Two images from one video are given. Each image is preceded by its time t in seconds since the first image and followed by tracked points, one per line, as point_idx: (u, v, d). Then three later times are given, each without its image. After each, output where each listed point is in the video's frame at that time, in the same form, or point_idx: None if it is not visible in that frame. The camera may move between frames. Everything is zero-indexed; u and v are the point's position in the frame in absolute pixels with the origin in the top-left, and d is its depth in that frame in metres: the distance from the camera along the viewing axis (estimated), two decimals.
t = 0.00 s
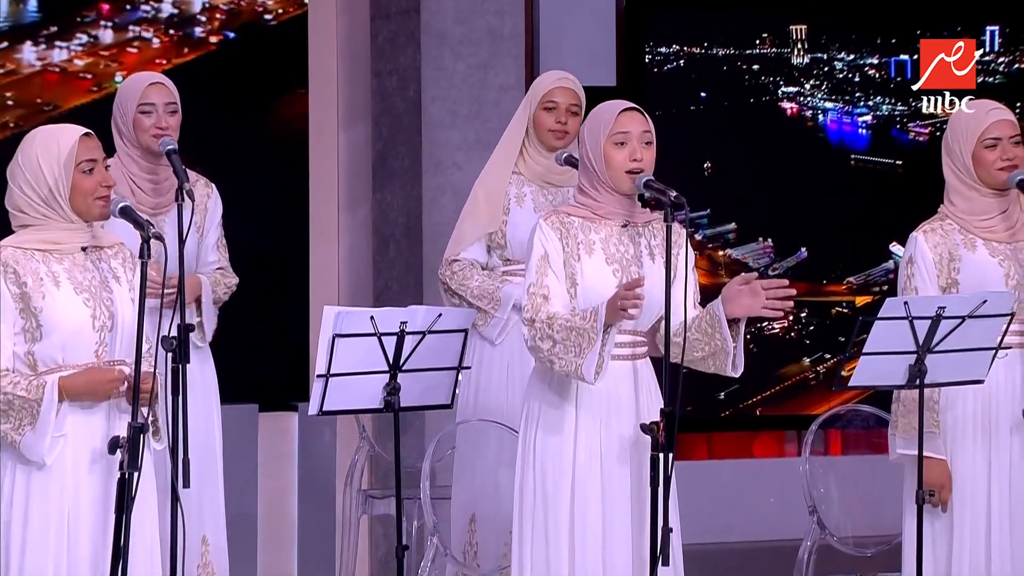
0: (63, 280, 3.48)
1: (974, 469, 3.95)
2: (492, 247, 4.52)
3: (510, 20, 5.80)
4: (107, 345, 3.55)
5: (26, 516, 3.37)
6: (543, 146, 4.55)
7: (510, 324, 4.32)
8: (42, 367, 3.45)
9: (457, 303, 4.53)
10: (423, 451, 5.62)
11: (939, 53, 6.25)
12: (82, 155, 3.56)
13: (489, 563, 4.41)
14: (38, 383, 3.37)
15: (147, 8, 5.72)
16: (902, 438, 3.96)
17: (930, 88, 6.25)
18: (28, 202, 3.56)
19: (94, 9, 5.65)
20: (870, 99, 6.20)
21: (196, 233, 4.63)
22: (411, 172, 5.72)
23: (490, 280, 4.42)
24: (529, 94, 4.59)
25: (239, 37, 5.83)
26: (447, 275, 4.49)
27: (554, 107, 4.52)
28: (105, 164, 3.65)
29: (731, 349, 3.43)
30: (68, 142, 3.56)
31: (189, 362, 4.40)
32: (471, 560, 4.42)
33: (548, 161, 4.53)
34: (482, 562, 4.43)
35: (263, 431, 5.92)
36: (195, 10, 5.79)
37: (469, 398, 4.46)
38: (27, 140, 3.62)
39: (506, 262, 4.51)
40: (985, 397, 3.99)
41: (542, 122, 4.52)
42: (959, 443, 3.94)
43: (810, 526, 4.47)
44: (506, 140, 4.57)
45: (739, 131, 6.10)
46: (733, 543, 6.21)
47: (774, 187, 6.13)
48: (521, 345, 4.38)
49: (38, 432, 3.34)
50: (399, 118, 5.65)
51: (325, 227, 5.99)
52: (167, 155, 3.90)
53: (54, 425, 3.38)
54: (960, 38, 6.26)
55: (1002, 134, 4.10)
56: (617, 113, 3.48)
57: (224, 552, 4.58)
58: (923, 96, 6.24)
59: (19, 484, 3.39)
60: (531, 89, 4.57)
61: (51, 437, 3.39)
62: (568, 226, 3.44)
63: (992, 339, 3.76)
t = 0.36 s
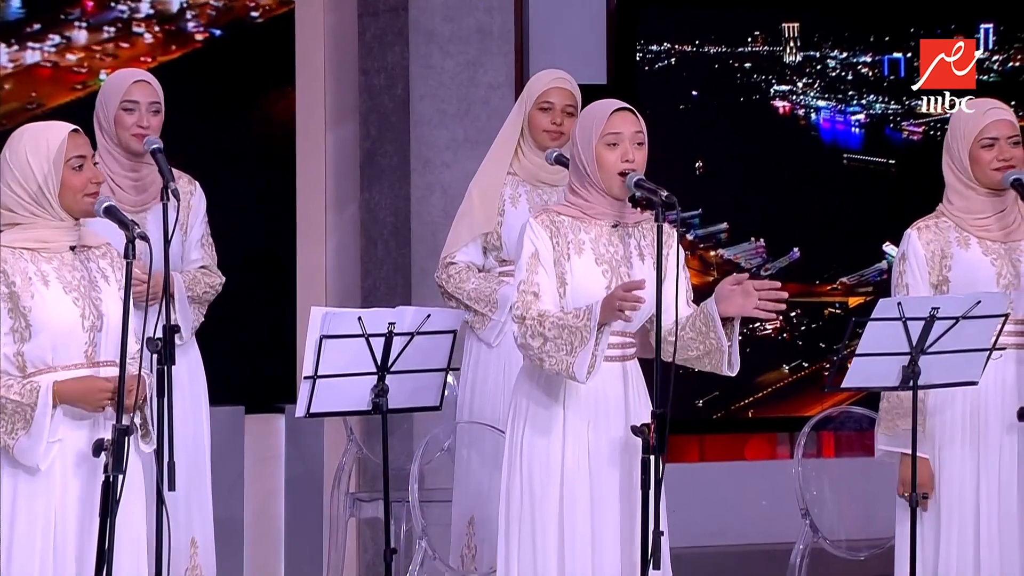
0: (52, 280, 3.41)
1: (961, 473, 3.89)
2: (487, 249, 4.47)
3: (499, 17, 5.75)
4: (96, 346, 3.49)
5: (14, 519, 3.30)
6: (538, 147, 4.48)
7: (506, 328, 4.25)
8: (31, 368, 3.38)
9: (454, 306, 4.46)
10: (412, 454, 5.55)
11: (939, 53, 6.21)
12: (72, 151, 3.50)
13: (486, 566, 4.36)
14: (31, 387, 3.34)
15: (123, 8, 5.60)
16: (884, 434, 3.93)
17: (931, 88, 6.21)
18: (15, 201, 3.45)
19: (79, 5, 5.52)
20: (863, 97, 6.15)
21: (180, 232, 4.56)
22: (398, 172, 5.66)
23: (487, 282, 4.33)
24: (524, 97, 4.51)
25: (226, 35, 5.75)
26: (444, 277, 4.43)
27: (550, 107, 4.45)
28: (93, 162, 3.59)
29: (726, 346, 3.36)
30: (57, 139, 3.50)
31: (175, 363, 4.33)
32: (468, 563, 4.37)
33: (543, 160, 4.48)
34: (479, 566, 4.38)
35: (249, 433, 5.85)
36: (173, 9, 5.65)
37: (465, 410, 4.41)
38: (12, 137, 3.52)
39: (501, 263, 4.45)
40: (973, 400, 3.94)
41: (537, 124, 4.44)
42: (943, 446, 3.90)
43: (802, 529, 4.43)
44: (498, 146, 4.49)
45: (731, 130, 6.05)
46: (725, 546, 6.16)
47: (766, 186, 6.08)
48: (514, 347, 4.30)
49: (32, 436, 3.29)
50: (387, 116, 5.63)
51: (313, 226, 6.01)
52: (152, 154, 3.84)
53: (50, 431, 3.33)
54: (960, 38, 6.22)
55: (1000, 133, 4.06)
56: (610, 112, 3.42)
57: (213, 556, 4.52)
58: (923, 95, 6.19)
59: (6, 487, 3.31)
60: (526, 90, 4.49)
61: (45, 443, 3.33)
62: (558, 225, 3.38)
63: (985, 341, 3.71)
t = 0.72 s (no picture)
0: (42, 281, 3.39)
1: (954, 477, 3.85)
2: (473, 251, 4.40)
3: (488, 15, 5.69)
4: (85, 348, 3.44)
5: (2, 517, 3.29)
6: (524, 147, 4.43)
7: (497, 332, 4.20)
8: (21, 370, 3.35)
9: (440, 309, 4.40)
10: (400, 458, 5.49)
11: (939, 53, 6.18)
12: (63, 149, 3.46)
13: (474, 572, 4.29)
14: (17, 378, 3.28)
15: (99, 9, 5.53)
16: (877, 438, 3.89)
17: (931, 88, 6.17)
18: (8, 201, 3.43)
19: (63, 4, 5.47)
20: (855, 98, 6.11)
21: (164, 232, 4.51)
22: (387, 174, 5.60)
23: (475, 285, 4.29)
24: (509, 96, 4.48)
25: (211, 34, 5.69)
26: (430, 281, 4.35)
27: (537, 108, 4.42)
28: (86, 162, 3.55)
29: (713, 349, 3.35)
30: (49, 138, 3.46)
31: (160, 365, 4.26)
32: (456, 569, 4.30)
33: (529, 162, 4.42)
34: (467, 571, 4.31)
35: (236, 437, 5.78)
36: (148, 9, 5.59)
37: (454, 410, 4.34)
38: (7, 137, 3.51)
39: (488, 266, 4.39)
40: (966, 403, 3.89)
41: (523, 123, 4.40)
42: (939, 451, 3.85)
43: (794, 534, 4.35)
44: (483, 144, 4.44)
45: (722, 131, 6.01)
46: (716, 551, 6.12)
47: (758, 188, 6.04)
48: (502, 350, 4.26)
49: (19, 428, 3.26)
50: (375, 117, 5.59)
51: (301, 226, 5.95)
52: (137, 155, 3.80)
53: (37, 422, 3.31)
54: (960, 38, 6.18)
55: (996, 132, 4.02)
56: (602, 112, 3.37)
57: (199, 561, 4.45)
58: (924, 96, 6.16)
59: None
60: (511, 88, 4.45)
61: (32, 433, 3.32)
62: (549, 227, 3.33)
63: (980, 343, 3.67)
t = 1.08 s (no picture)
0: (37, 283, 3.34)
1: (949, 481, 3.81)
2: (452, 253, 4.34)
3: (477, 15, 5.63)
4: (77, 352, 3.38)
5: None
6: (502, 147, 4.39)
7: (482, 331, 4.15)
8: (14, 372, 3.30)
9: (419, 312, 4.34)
10: (388, 462, 5.44)
11: (940, 53, 6.15)
12: (64, 153, 3.40)
13: None
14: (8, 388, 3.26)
15: (75, 12, 5.49)
16: (875, 445, 3.83)
17: (931, 88, 6.14)
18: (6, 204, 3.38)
19: (48, 3, 5.45)
20: (848, 98, 6.08)
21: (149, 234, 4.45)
22: (376, 175, 5.55)
23: (456, 287, 4.22)
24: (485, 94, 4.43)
25: (198, 34, 5.65)
26: (408, 284, 4.29)
27: (514, 106, 4.38)
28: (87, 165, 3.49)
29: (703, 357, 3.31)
30: (49, 140, 3.40)
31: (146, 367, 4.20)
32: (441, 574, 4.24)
33: (507, 161, 4.38)
34: None
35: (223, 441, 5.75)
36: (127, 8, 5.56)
37: (436, 412, 4.30)
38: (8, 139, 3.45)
39: (468, 267, 4.34)
40: (962, 406, 3.85)
41: (501, 122, 4.36)
42: (935, 451, 3.82)
43: (787, 539, 4.27)
44: (459, 144, 4.39)
45: (714, 131, 5.97)
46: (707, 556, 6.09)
47: (750, 189, 6.01)
48: (486, 351, 4.19)
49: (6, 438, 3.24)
50: (363, 117, 5.54)
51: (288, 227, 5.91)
52: (123, 157, 3.76)
53: (26, 434, 3.27)
54: (960, 38, 6.15)
55: (988, 133, 3.97)
56: (595, 114, 3.33)
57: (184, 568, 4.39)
58: (924, 96, 6.12)
59: None
60: (487, 87, 4.40)
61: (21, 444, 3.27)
62: (540, 229, 3.28)
63: (973, 346, 3.63)
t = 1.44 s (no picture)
0: (27, 286, 3.30)
1: (938, 485, 3.77)
2: (432, 256, 4.28)
3: (466, 15, 5.55)
4: (67, 356, 3.34)
5: None
6: (480, 152, 4.34)
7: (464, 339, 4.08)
8: None
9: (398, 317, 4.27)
10: (376, 466, 5.39)
11: (939, 54, 6.12)
12: (58, 152, 3.35)
13: None
14: None
15: (51, 15, 5.48)
16: (862, 445, 3.81)
17: (930, 89, 6.11)
18: None
19: (32, 3, 5.46)
20: (839, 99, 6.05)
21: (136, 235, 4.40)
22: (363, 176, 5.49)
23: (437, 292, 4.17)
24: (458, 97, 4.36)
25: (184, 34, 5.65)
26: (388, 290, 4.22)
27: (491, 110, 4.31)
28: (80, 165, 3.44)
29: (695, 363, 3.27)
30: (43, 140, 3.34)
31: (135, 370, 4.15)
32: None
33: (485, 164, 4.33)
34: None
35: (210, 442, 5.70)
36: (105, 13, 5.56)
37: (420, 408, 4.25)
38: None
39: (448, 270, 4.30)
40: (950, 411, 3.82)
41: (480, 126, 4.29)
42: (922, 455, 3.78)
43: (777, 542, 4.24)
44: (437, 145, 4.33)
45: (705, 132, 5.94)
46: (697, 560, 6.06)
47: (741, 190, 5.98)
48: (472, 355, 4.17)
49: None
50: (351, 118, 5.47)
51: (276, 232, 5.79)
52: (108, 157, 3.71)
53: (16, 436, 3.24)
54: (961, 38, 6.14)
55: (977, 133, 3.94)
56: (586, 117, 3.30)
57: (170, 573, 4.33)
58: (923, 97, 6.10)
59: None
60: (463, 89, 4.33)
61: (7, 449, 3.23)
62: (531, 229, 3.25)
63: (965, 349, 3.59)
